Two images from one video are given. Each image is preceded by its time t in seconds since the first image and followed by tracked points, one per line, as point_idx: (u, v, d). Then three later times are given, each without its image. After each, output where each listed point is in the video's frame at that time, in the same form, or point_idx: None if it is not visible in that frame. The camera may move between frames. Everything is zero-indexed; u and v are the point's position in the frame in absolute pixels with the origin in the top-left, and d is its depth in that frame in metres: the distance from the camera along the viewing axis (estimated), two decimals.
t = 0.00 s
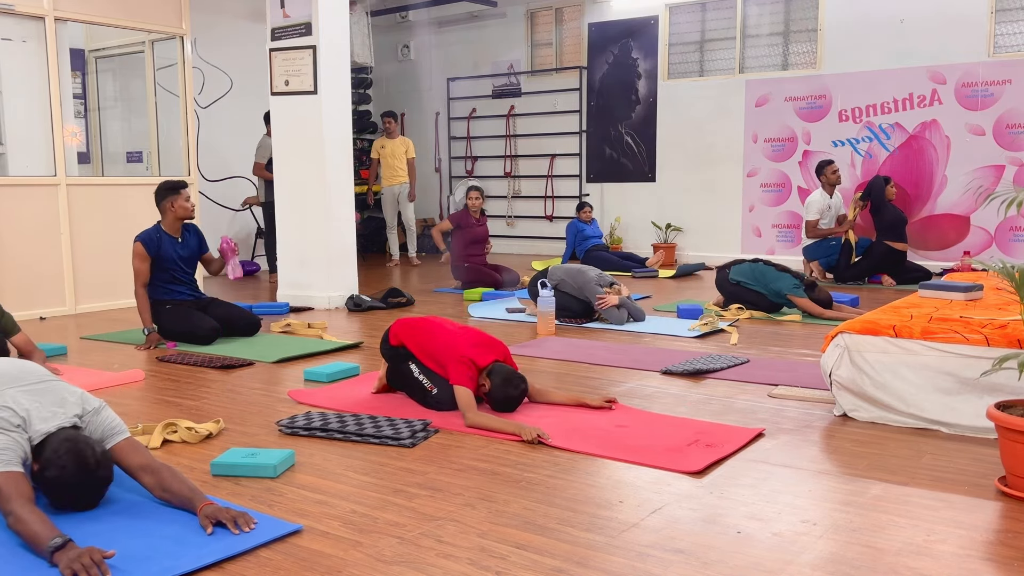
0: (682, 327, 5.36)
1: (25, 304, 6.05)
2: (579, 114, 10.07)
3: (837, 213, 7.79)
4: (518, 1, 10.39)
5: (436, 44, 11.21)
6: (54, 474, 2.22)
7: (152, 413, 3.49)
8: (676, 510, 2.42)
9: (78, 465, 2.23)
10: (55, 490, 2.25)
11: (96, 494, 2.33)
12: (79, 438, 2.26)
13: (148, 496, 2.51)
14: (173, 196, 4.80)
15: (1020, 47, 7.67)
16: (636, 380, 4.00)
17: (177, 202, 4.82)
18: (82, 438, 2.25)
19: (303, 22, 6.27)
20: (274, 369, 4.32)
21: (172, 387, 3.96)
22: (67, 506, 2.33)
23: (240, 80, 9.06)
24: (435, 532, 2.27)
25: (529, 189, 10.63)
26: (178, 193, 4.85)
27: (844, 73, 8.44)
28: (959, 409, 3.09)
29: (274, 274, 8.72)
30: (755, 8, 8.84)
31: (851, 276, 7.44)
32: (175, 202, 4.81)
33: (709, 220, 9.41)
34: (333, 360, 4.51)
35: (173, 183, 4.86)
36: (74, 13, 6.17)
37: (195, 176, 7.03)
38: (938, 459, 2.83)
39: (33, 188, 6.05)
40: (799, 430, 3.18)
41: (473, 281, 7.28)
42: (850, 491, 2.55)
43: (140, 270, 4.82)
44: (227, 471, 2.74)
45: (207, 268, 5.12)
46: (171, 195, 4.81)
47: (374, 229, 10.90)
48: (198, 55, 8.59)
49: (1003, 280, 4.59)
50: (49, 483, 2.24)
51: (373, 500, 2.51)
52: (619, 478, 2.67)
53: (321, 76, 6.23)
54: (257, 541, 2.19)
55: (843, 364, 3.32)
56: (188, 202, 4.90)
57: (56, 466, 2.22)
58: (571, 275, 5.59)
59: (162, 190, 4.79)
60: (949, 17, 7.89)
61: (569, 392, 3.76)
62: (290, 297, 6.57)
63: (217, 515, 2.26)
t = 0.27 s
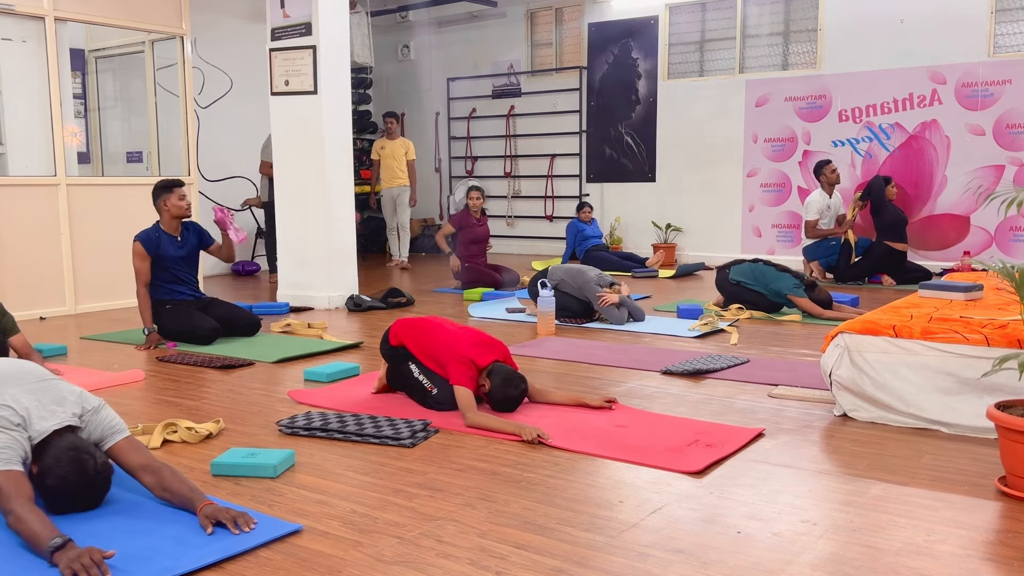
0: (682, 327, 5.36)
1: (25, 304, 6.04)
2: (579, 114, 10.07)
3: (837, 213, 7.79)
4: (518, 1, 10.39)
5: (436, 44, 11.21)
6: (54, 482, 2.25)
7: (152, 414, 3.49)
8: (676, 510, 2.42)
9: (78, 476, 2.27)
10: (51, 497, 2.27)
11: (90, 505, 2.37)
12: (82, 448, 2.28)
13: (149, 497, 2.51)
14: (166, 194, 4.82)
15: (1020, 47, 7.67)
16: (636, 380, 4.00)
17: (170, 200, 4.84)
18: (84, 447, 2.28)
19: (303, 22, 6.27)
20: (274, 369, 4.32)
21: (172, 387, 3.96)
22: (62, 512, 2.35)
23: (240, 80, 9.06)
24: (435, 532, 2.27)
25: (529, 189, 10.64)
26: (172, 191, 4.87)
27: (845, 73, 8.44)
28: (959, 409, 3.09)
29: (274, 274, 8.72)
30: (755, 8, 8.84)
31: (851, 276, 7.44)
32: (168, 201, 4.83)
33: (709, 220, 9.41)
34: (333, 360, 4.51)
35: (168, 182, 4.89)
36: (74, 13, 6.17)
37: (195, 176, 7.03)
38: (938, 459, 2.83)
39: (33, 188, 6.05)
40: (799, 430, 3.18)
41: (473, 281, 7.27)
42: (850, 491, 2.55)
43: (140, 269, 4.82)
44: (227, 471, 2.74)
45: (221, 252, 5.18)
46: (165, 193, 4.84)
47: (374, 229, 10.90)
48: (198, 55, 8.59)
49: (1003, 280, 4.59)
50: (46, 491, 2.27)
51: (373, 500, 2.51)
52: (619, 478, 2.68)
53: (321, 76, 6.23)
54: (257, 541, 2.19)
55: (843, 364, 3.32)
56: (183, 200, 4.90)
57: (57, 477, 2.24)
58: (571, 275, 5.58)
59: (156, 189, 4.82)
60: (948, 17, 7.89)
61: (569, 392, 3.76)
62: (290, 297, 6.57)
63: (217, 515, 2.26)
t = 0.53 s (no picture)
0: (681, 327, 5.36)
1: (25, 304, 6.04)
2: (579, 114, 10.07)
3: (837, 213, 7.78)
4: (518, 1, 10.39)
5: (436, 44, 11.21)
6: (54, 483, 2.24)
7: (152, 414, 3.49)
8: (676, 510, 2.42)
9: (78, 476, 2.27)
10: (51, 497, 2.27)
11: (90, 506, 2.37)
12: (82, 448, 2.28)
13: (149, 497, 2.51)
14: (161, 193, 4.83)
15: (1020, 47, 7.67)
16: (636, 380, 4.00)
17: (166, 199, 4.84)
18: (84, 448, 2.28)
19: (303, 22, 6.27)
20: (274, 369, 4.32)
21: (172, 387, 3.96)
22: (62, 512, 2.35)
23: (240, 80, 9.06)
24: (435, 532, 2.27)
25: (529, 189, 10.63)
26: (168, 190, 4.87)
27: (845, 73, 8.44)
28: (959, 409, 3.09)
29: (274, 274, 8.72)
30: (755, 8, 8.84)
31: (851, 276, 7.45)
32: (164, 199, 4.83)
33: (709, 220, 9.41)
34: (333, 360, 4.51)
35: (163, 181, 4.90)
36: (74, 13, 6.17)
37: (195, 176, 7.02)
38: (938, 459, 2.83)
39: (33, 188, 6.05)
40: (799, 430, 3.18)
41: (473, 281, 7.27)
42: (850, 491, 2.55)
43: (142, 269, 4.83)
44: (227, 471, 2.74)
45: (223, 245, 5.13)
46: (160, 192, 4.84)
47: (374, 229, 10.90)
48: (198, 55, 8.59)
49: (1003, 280, 4.59)
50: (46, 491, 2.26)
51: (373, 500, 2.51)
52: (619, 478, 2.68)
53: (321, 76, 6.23)
54: (257, 541, 2.19)
55: (843, 364, 3.32)
56: (180, 198, 4.89)
57: (58, 477, 2.24)
58: (570, 275, 5.58)
59: (152, 188, 4.83)
60: (949, 17, 7.89)
61: (569, 392, 3.76)
62: (290, 297, 6.57)
63: (217, 514, 2.26)
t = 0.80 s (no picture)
0: (681, 327, 5.36)
1: (25, 304, 6.04)
2: (579, 114, 10.07)
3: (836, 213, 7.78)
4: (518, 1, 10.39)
5: (436, 44, 11.21)
6: (54, 483, 2.24)
7: (152, 414, 3.49)
8: (676, 510, 2.42)
9: (79, 476, 2.27)
10: (51, 497, 2.27)
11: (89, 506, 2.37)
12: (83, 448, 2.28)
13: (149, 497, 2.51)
14: (156, 193, 4.84)
15: (1020, 47, 7.67)
16: (636, 380, 4.00)
17: (161, 198, 4.85)
18: (85, 448, 2.28)
19: (303, 22, 6.27)
20: (274, 370, 4.32)
21: (172, 387, 3.96)
22: (62, 512, 2.35)
23: (240, 80, 9.06)
24: (435, 532, 2.27)
25: (529, 189, 10.64)
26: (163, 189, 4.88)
27: (845, 73, 8.44)
28: (959, 409, 3.09)
29: (274, 274, 8.72)
30: (755, 8, 8.85)
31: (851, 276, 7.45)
32: (162, 198, 4.83)
33: (708, 220, 9.41)
34: (333, 360, 4.51)
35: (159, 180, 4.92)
36: (74, 13, 6.17)
37: (195, 176, 7.02)
38: (938, 459, 2.83)
39: (33, 188, 6.05)
40: (799, 430, 3.18)
41: (473, 281, 7.27)
42: (850, 491, 2.55)
43: (144, 268, 4.84)
44: (227, 471, 2.74)
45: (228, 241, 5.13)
46: (155, 193, 4.86)
47: (374, 229, 10.91)
48: (198, 55, 8.59)
49: (1003, 280, 4.59)
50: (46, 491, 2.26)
51: (373, 500, 2.51)
52: (619, 478, 2.68)
53: (321, 76, 6.23)
54: (257, 541, 2.19)
55: (843, 364, 3.32)
56: (177, 196, 4.89)
57: (58, 477, 2.24)
58: (570, 275, 5.58)
59: (149, 189, 4.83)
60: (949, 17, 7.89)
61: (569, 392, 3.76)
62: (290, 298, 6.58)
63: (217, 515, 2.26)
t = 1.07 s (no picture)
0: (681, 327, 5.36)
1: (25, 304, 6.04)
2: (579, 114, 10.07)
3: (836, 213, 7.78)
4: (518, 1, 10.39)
5: (436, 44, 11.21)
6: (54, 483, 2.24)
7: (152, 414, 3.49)
8: (676, 510, 2.42)
9: (80, 477, 2.26)
10: (51, 496, 2.27)
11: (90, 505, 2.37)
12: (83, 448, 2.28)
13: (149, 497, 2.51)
14: (154, 192, 4.84)
15: (1020, 47, 7.67)
16: (636, 380, 4.00)
17: (160, 197, 4.85)
18: (85, 448, 2.27)
19: (303, 22, 6.28)
20: (274, 370, 4.32)
21: (172, 387, 3.96)
22: (62, 512, 2.35)
23: (240, 80, 9.06)
24: (435, 532, 2.27)
25: (529, 189, 10.64)
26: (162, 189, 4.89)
27: (845, 73, 8.44)
28: (959, 409, 3.09)
29: (274, 274, 8.72)
30: (755, 8, 8.84)
31: (851, 276, 7.46)
32: (160, 198, 4.84)
33: (708, 220, 9.41)
34: (333, 360, 4.51)
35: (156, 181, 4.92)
36: (74, 13, 6.17)
37: (195, 176, 7.03)
38: (938, 459, 2.83)
39: (34, 188, 6.05)
40: (799, 430, 3.18)
41: (473, 281, 7.27)
42: (850, 491, 2.55)
43: (144, 268, 4.83)
44: (227, 471, 2.74)
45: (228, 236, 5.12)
46: (153, 193, 4.86)
47: (374, 229, 10.91)
48: (198, 55, 8.59)
49: (1003, 280, 4.59)
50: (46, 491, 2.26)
51: (373, 500, 2.51)
52: (619, 478, 2.68)
53: (321, 76, 6.23)
54: (257, 541, 2.19)
55: (843, 363, 3.32)
56: (175, 195, 4.88)
57: (59, 477, 2.24)
58: (570, 275, 5.58)
59: (147, 189, 4.84)
60: (949, 17, 7.89)
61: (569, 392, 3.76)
62: (290, 298, 6.58)
63: (217, 515, 2.26)
